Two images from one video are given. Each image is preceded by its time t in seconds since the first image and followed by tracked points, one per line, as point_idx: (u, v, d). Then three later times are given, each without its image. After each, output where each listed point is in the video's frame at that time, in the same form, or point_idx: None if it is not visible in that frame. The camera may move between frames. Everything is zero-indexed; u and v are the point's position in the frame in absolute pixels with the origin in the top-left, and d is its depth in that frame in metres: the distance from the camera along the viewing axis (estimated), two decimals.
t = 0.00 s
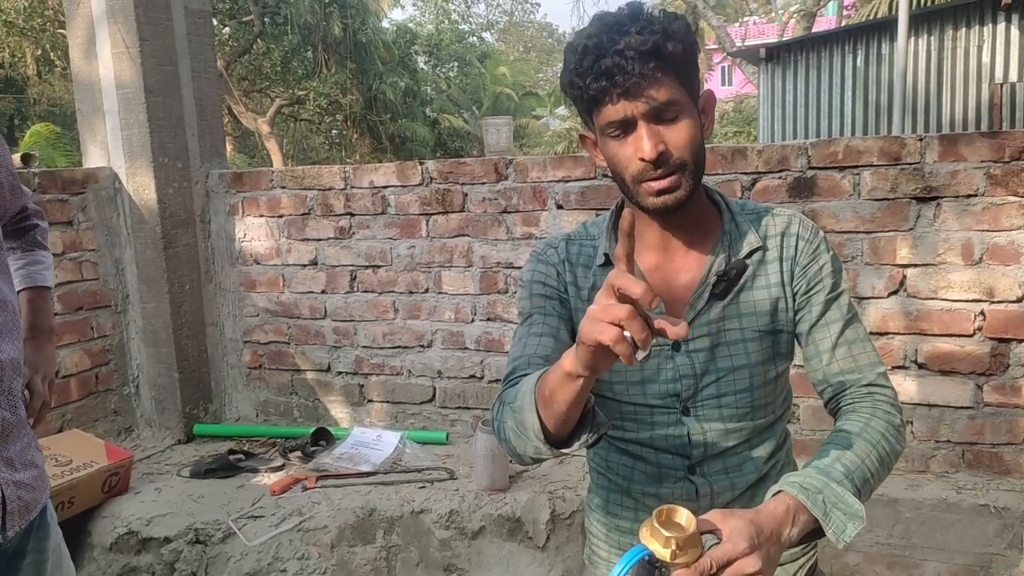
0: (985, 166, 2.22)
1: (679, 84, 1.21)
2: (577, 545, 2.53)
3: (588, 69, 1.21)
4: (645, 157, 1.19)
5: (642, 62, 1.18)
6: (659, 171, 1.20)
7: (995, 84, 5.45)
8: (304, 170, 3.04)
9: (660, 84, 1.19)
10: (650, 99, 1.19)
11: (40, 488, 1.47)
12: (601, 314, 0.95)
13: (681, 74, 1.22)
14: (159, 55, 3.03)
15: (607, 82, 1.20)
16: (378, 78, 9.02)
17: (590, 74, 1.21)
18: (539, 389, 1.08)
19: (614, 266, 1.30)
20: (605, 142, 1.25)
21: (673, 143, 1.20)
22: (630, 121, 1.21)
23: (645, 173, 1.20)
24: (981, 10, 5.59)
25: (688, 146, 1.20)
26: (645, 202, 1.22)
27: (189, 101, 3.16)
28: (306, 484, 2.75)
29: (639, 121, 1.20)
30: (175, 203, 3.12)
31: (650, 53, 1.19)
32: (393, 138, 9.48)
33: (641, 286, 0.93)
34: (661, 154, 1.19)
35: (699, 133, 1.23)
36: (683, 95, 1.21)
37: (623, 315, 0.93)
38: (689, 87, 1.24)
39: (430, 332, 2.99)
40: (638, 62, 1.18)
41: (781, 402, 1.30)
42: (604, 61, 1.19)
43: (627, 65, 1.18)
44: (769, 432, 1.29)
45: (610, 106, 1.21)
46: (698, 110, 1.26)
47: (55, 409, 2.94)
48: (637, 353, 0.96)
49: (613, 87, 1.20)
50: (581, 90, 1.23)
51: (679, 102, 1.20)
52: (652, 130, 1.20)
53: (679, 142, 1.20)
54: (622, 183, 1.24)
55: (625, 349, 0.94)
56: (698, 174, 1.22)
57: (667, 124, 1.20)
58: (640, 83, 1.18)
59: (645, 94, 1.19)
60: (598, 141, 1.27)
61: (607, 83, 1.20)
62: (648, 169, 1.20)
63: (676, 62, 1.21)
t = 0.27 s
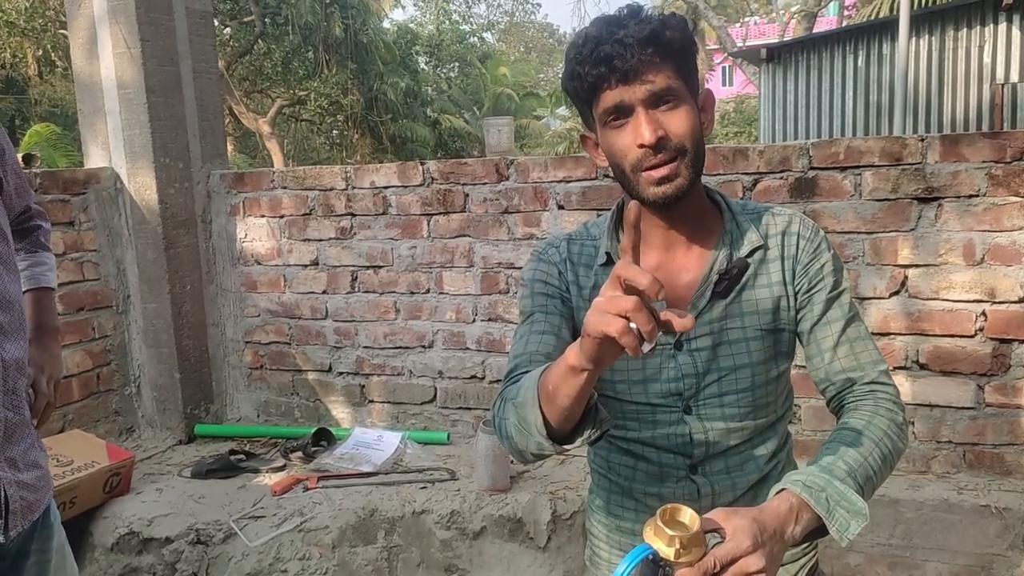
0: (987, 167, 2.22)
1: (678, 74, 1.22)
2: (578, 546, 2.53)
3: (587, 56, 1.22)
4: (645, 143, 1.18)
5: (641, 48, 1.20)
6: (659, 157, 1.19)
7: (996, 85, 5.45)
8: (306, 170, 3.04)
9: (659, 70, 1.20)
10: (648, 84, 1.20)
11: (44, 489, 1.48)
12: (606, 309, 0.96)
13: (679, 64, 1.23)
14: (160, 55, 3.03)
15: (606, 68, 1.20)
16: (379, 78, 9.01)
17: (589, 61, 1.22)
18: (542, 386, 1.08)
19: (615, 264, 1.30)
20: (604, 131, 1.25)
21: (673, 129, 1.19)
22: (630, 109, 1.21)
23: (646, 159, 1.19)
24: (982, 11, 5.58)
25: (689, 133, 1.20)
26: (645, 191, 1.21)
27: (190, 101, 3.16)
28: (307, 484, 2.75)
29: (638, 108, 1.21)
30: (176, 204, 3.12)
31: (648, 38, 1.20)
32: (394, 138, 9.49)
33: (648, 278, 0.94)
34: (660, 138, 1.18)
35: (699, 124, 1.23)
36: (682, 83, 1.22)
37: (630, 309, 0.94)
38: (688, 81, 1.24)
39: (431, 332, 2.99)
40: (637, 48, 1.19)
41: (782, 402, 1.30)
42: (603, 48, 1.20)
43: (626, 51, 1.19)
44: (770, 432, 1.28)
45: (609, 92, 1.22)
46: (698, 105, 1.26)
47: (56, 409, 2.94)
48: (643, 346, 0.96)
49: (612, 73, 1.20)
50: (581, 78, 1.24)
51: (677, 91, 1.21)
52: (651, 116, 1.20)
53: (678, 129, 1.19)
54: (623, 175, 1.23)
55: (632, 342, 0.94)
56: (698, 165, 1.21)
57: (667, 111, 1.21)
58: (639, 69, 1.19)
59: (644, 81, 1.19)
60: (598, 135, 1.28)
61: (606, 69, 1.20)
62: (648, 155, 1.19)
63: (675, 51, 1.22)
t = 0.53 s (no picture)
0: (987, 167, 2.22)
1: (679, 74, 1.22)
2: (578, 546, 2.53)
3: (588, 55, 1.22)
4: (646, 142, 1.18)
5: (643, 47, 1.20)
6: (661, 155, 1.19)
7: (996, 85, 5.44)
8: (306, 170, 3.04)
9: (661, 69, 1.20)
10: (650, 83, 1.20)
11: (43, 489, 1.48)
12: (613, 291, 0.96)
13: (680, 63, 1.23)
14: (161, 55, 3.03)
15: (608, 67, 1.20)
16: (379, 79, 9.01)
17: (590, 59, 1.22)
18: (546, 377, 1.07)
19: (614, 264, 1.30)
20: (605, 131, 1.25)
21: (675, 128, 1.19)
22: (631, 108, 1.21)
23: (647, 160, 1.19)
24: (983, 11, 5.57)
25: (690, 132, 1.20)
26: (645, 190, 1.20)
27: (190, 101, 3.16)
28: (307, 484, 2.75)
29: (640, 107, 1.21)
30: (176, 204, 3.12)
31: (650, 38, 1.20)
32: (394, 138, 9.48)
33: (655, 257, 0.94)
34: (663, 137, 1.18)
35: (700, 124, 1.23)
36: (683, 83, 1.22)
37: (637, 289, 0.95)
38: (690, 81, 1.24)
39: (431, 332, 2.99)
40: (639, 47, 1.19)
41: (781, 403, 1.30)
42: (604, 47, 1.20)
43: (628, 50, 1.19)
44: (768, 433, 1.29)
45: (609, 91, 1.22)
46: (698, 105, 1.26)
47: (56, 409, 2.94)
48: (651, 327, 0.97)
49: (614, 72, 1.20)
50: (582, 77, 1.24)
51: (679, 90, 1.21)
52: (652, 115, 1.20)
53: (680, 127, 1.19)
54: (623, 174, 1.23)
55: (640, 323, 0.95)
56: (699, 164, 1.21)
57: (668, 109, 1.21)
58: (640, 68, 1.19)
59: (646, 81, 1.19)
60: (599, 135, 1.28)
61: (608, 67, 1.20)
62: (649, 155, 1.19)
63: (676, 50, 1.22)
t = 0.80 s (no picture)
0: (987, 168, 2.22)
1: (682, 91, 1.21)
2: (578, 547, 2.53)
3: (591, 75, 1.21)
4: (647, 165, 1.19)
5: (646, 68, 1.18)
6: (662, 177, 1.20)
7: (996, 86, 5.44)
8: (306, 170, 3.04)
9: (664, 90, 1.19)
10: (652, 106, 1.19)
11: (40, 489, 1.48)
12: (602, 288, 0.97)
13: (683, 80, 1.21)
14: (161, 56, 3.03)
15: (610, 90, 1.20)
16: (379, 79, 9.00)
17: (592, 80, 1.21)
18: (540, 378, 1.07)
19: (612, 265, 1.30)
20: (606, 147, 1.25)
21: (676, 149, 1.20)
22: (633, 126, 1.21)
23: (647, 181, 1.21)
24: (983, 12, 5.56)
25: (690, 152, 1.21)
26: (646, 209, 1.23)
27: (190, 102, 3.16)
28: (308, 485, 2.75)
29: (642, 129, 1.20)
30: (177, 204, 3.12)
31: (653, 59, 1.18)
32: (394, 139, 9.48)
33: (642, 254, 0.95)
34: (665, 160, 1.19)
35: (701, 140, 1.23)
36: (685, 101, 1.21)
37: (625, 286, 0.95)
38: (693, 93, 1.23)
39: (431, 333, 2.99)
40: (642, 69, 1.18)
41: (779, 404, 1.30)
42: (607, 67, 1.19)
43: (630, 71, 1.18)
44: (767, 434, 1.29)
45: (612, 112, 1.21)
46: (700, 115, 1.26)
47: (56, 410, 2.94)
48: (640, 324, 0.97)
49: (616, 94, 1.19)
50: (584, 94, 1.23)
51: (681, 108, 1.20)
52: (654, 137, 1.20)
53: (681, 149, 1.20)
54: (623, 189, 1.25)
55: (629, 319, 0.94)
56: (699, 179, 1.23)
57: (670, 129, 1.21)
58: (643, 90, 1.18)
59: (649, 102, 1.19)
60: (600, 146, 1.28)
61: (610, 90, 1.20)
62: (650, 177, 1.20)
63: (681, 67, 1.20)
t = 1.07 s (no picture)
0: (987, 170, 2.22)
1: (702, 122, 1.18)
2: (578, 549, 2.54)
3: (611, 108, 1.18)
4: (659, 198, 1.19)
5: (669, 106, 1.15)
6: (672, 212, 1.21)
7: (996, 89, 5.44)
8: (307, 173, 3.04)
9: (683, 125, 1.16)
10: (670, 141, 1.17)
11: (36, 493, 1.48)
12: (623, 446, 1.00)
13: (704, 111, 1.18)
14: (161, 59, 3.04)
15: (630, 123, 1.17)
16: (380, 82, 8.99)
17: (611, 110, 1.18)
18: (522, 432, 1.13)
19: (611, 272, 1.29)
20: (618, 167, 1.23)
21: (688, 184, 1.19)
22: (648, 156, 1.19)
23: (656, 211, 1.21)
24: (983, 14, 5.53)
25: (702, 184, 1.20)
26: (654, 232, 1.26)
27: (191, 105, 3.17)
28: (309, 487, 2.75)
29: (657, 161, 1.19)
30: (177, 207, 3.13)
31: (678, 98, 1.15)
32: (395, 141, 9.49)
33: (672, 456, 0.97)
34: (676, 196, 1.19)
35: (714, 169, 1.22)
36: (704, 132, 1.18)
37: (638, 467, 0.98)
38: (711, 119, 1.20)
39: (432, 335, 2.99)
40: (664, 106, 1.15)
41: (780, 409, 1.31)
42: (628, 100, 1.16)
43: (652, 108, 1.15)
44: (767, 439, 1.29)
45: (628, 144, 1.19)
46: (716, 134, 1.23)
47: (57, 412, 2.94)
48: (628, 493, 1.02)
49: (635, 128, 1.16)
50: (603, 123, 1.20)
51: (700, 143, 1.18)
52: (669, 171, 1.19)
53: (693, 184, 1.20)
54: (632, 207, 1.26)
55: (624, 493, 0.99)
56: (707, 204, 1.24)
57: (686, 163, 1.19)
58: (663, 128, 1.15)
59: (667, 139, 1.16)
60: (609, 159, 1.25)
61: (630, 124, 1.17)
62: (660, 209, 1.21)
63: (704, 103, 1.18)
